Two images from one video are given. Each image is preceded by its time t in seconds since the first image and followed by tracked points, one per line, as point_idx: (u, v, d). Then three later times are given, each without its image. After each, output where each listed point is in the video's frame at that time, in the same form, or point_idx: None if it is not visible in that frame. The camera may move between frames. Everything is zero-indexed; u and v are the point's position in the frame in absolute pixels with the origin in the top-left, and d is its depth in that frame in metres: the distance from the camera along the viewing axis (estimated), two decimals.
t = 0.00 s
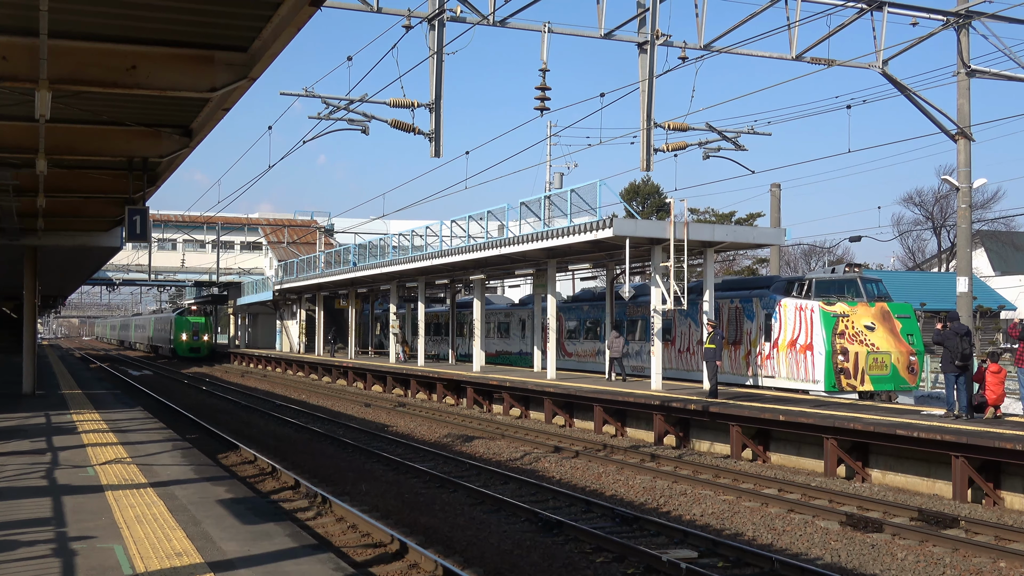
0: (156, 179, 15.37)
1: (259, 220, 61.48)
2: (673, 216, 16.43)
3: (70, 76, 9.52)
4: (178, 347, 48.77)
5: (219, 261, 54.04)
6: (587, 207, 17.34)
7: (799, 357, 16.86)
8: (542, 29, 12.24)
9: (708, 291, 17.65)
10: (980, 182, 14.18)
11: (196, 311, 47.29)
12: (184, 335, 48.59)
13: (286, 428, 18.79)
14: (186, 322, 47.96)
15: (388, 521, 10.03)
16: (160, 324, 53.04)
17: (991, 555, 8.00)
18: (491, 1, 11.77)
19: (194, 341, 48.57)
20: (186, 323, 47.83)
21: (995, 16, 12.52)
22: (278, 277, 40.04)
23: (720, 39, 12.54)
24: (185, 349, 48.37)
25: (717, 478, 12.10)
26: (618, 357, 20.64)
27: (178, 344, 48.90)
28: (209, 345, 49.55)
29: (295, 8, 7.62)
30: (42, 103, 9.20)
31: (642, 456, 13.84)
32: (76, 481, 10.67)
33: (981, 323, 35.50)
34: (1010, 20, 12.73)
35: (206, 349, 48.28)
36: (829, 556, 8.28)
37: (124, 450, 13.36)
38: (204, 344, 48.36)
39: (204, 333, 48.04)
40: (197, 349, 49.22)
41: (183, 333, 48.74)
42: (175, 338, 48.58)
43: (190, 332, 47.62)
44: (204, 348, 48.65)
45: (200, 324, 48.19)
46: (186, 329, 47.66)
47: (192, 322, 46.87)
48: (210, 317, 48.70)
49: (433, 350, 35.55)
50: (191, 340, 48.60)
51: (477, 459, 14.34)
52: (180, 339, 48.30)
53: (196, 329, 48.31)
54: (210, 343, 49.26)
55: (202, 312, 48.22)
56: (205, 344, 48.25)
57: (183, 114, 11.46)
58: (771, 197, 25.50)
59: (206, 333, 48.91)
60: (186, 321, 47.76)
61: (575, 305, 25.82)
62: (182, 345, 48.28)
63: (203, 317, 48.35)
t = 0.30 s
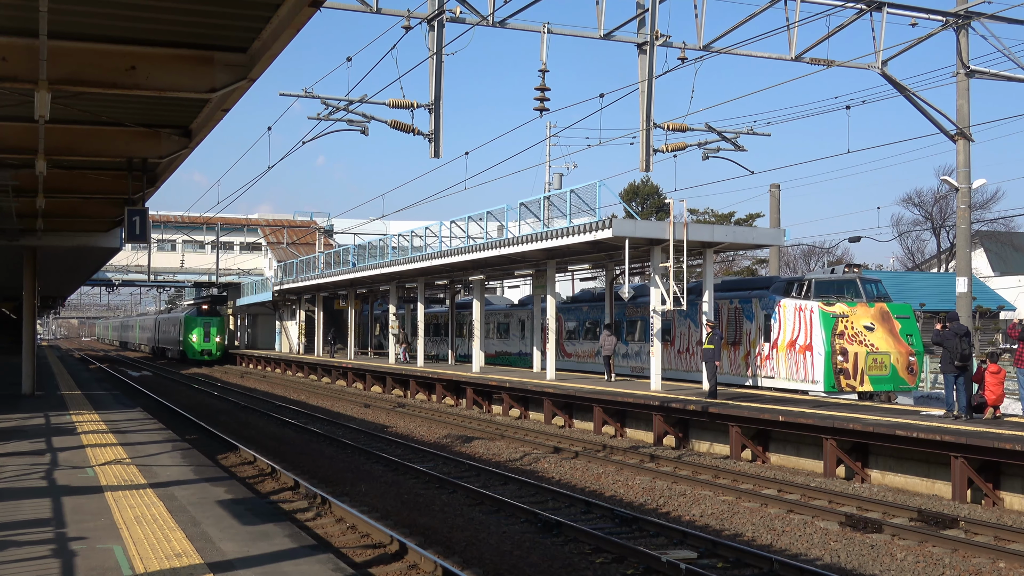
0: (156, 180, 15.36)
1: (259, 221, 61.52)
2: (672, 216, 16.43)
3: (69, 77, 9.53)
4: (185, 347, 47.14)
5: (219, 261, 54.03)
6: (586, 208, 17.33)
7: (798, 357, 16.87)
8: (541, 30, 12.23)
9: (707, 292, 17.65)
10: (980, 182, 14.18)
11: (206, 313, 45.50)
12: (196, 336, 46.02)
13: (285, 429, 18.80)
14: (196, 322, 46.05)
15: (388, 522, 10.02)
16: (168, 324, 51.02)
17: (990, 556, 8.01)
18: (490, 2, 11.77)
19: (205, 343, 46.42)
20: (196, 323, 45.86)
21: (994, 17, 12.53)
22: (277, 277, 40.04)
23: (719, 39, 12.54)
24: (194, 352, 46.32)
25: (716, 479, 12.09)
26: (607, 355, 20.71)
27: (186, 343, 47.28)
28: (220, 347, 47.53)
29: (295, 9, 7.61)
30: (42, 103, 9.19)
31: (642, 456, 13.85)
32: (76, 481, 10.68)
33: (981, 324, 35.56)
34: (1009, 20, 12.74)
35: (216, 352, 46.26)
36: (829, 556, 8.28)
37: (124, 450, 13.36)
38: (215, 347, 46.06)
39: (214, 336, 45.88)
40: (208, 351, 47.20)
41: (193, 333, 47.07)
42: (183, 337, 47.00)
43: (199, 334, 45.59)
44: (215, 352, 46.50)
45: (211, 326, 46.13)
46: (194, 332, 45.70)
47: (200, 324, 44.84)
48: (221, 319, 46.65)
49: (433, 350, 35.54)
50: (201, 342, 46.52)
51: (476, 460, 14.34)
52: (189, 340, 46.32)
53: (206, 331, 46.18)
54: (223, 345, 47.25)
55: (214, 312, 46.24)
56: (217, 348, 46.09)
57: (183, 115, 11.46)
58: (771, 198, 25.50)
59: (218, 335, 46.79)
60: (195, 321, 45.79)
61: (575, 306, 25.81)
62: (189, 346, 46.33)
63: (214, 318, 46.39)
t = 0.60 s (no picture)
0: (155, 181, 15.36)
1: (258, 222, 61.53)
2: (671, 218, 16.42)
3: (68, 77, 9.53)
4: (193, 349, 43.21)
5: (218, 263, 54.01)
6: (586, 209, 17.32)
7: (797, 358, 16.87)
8: (540, 30, 12.24)
9: (706, 293, 17.62)
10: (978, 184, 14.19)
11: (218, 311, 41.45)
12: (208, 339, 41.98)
13: (284, 430, 18.79)
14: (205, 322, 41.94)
15: (386, 523, 10.01)
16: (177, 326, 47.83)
17: (989, 556, 8.02)
18: (489, 3, 11.78)
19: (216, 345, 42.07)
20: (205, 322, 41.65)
21: (993, 17, 12.55)
22: (276, 278, 40.04)
23: (718, 40, 12.54)
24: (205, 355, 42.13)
25: (715, 480, 12.11)
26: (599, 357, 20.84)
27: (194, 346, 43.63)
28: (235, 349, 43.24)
29: (293, 10, 7.61)
30: (41, 104, 9.18)
31: (641, 457, 13.85)
32: (75, 482, 10.66)
33: (980, 325, 35.62)
34: (1008, 22, 12.76)
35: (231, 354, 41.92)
36: (828, 557, 8.29)
37: (123, 451, 13.35)
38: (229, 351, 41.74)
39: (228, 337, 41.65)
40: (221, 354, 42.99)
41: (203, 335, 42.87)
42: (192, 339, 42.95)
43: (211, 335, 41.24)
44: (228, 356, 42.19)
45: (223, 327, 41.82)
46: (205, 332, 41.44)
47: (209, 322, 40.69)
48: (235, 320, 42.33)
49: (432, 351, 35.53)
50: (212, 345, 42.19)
51: (475, 461, 14.34)
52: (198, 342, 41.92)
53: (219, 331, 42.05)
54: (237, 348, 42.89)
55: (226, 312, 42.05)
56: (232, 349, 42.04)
57: (182, 116, 11.47)
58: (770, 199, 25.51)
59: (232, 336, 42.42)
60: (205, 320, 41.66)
61: (574, 307, 25.81)
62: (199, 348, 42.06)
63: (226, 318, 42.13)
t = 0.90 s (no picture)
0: (153, 180, 15.33)
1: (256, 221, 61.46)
2: (669, 218, 16.43)
3: (66, 76, 9.52)
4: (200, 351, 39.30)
5: (217, 262, 53.95)
6: (584, 209, 17.32)
7: (795, 359, 16.87)
8: (538, 31, 12.24)
9: (703, 293, 17.61)
10: (975, 185, 14.21)
11: (232, 310, 37.56)
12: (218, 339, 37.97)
13: (282, 430, 18.79)
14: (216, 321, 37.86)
15: (384, 523, 10.00)
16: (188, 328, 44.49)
17: (986, 557, 8.02)
18: (487, 3, 11.78)
19: (229, 345, 38.01)
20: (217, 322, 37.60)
21: (991, 18, 12.56)
22: (274, 278, 40.02)
23: (717, 41, 12.54)
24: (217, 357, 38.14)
25: (712, 480, 12.12)
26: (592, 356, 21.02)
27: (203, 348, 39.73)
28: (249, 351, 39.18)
29: (291, 10, 7.60)
30: (38, 103, 9.17)
31: (638, 458, 13.86)
32: (71, 481, 10.65)
33: (977, 325, 35.70)
34: (1006, 23, 12.78)
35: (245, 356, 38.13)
36: (825, 558, 8.29)
37: (120, 451, 13.34)
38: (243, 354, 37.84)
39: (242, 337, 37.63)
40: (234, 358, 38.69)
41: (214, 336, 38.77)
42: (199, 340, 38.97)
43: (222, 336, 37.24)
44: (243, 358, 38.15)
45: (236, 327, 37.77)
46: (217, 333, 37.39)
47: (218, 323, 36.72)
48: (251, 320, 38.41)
49: (429, 351, 35.52)
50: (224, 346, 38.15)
51: (473, 461, 14.34)
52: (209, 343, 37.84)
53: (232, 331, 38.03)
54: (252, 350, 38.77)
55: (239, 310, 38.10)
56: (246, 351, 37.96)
57: (180, 115, 11.47)
58: (769, 200, 25.52)
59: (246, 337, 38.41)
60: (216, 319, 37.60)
61: (571, 307, 25.82)
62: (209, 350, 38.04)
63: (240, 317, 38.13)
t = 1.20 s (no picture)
0: (151, 179, 15.32)
1: (255, 220, 61.40)
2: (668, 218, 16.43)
3: (64, 74, 9.49)
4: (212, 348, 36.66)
5: (214, 261, 53.87)
6: (582, 209, 17.32)
7: (792, 359, 16.88)
8: (537, 30, 12.23)
9: (702, 294, 17.61)
10: (973, 186, 14.23)
11: (248, 306, 34.58)
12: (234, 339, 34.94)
13: (279, 429, 18.79)
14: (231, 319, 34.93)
15: (381, 522, 9.99)
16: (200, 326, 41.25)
17: (983, 558, 8.03)
18: (486, 2, 11.77)
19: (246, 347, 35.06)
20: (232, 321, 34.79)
21: (991, 19, 12.57)
22: (272, 277, 40.00)
23: (716, 40, 12.54)
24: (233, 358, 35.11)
25: (710, 480, 12.12)
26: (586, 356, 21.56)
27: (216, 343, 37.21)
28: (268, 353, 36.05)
29: (290, 10, 7.59)
30: (36, 101, 9.15)
31: (636, 457, 13.87)
32: (69, 480, 10.65)
33: (975, 326, 35.77)
34: (1004, 24, 12.79)
35: (262, 358, 35.49)
36: (823, 558, 8.30)
37: (117, 449, 13.34)
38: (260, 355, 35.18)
39: (259, 336, 34.81)
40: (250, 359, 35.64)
41: (230, 334, 36.09)
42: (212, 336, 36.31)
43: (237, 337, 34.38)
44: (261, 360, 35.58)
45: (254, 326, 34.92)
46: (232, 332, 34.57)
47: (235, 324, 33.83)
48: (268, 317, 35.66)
49: (428, 351, 35.52)
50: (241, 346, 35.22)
51: (470, 460, 14.34)
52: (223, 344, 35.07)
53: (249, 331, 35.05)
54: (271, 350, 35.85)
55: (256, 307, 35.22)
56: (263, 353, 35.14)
57: (179, 114, 11.46)
58: (767, 200, 25.54)
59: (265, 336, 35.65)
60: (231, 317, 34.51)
61: (570, 306, 25.83)
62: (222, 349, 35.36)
63: (258, 314, 35.30)
